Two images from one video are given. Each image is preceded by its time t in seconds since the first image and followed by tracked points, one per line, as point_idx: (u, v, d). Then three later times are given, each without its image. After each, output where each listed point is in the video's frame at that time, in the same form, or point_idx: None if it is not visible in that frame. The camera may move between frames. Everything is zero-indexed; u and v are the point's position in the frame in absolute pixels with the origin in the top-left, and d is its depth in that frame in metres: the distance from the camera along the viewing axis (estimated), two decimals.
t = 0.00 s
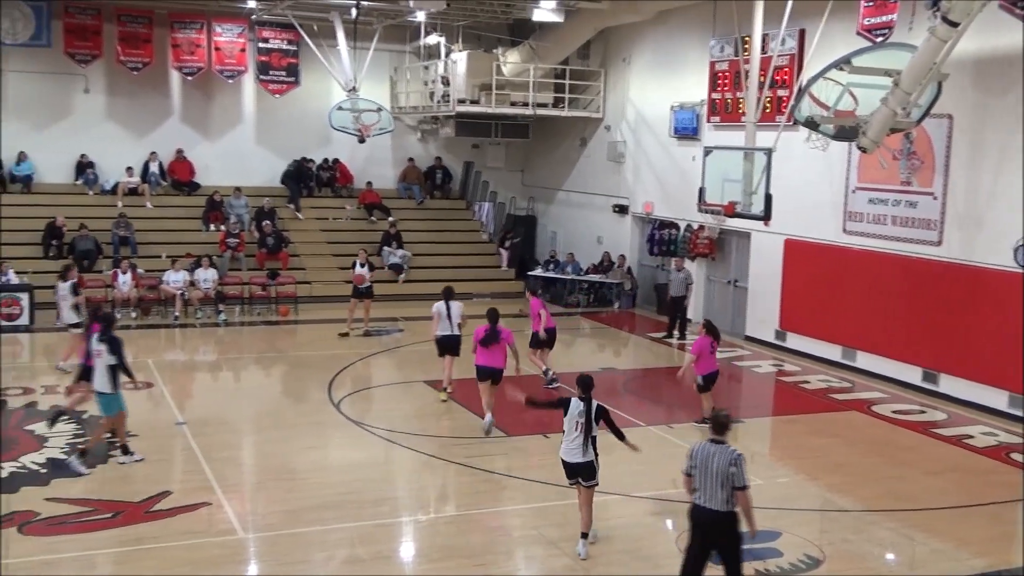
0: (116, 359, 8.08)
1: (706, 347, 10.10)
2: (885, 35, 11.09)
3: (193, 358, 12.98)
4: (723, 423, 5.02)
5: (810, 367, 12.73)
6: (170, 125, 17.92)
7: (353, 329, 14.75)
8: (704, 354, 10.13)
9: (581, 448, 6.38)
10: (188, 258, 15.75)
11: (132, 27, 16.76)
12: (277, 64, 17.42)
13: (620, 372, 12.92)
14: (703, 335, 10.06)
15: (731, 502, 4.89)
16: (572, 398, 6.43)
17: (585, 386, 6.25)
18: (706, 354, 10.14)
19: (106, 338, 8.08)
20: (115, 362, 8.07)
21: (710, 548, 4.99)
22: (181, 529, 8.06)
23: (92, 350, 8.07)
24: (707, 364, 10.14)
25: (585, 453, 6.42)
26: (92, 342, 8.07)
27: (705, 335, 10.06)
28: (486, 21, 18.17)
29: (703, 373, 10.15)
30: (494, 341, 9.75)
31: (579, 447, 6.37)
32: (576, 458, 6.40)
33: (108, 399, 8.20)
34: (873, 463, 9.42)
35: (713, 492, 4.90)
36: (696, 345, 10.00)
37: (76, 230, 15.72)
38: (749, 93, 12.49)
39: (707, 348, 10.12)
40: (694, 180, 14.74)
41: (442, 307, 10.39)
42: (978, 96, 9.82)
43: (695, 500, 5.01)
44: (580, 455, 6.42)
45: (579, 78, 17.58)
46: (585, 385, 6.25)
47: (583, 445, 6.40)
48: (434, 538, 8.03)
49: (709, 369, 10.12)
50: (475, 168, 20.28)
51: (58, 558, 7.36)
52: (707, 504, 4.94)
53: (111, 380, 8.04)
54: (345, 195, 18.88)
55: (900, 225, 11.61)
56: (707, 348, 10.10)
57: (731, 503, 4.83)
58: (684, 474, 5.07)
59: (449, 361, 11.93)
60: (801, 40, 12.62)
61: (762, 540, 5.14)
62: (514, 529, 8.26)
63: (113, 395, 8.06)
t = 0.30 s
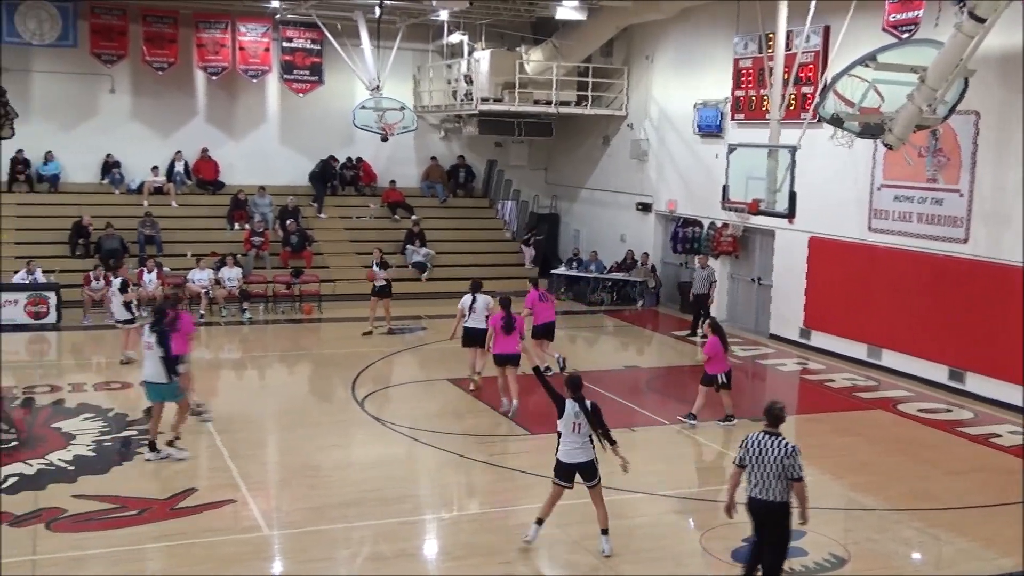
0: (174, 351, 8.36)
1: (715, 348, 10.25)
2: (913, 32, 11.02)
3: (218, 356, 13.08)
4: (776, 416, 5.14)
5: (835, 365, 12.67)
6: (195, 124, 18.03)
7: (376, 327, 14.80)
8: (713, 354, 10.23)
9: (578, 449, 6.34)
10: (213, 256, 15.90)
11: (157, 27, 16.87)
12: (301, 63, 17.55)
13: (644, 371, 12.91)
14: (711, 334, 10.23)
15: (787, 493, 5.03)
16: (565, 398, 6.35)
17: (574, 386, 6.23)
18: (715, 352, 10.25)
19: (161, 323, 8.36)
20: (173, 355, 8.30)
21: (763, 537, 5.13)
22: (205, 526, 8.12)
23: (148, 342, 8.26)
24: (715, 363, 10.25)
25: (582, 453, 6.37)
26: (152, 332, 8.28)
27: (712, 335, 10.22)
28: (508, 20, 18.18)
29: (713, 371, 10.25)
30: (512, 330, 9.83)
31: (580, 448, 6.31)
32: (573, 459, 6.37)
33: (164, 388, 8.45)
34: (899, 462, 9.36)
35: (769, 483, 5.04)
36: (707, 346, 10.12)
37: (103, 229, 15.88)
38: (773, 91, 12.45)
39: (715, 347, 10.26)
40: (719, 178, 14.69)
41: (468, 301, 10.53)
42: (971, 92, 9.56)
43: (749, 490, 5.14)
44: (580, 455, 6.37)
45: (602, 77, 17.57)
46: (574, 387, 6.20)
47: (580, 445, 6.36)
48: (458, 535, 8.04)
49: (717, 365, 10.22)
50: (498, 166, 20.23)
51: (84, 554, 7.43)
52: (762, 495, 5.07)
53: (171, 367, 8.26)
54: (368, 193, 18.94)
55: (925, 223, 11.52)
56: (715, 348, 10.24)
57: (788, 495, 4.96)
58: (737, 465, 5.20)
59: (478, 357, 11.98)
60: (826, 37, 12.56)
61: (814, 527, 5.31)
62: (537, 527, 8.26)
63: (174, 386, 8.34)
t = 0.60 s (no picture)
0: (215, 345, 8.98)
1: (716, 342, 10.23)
2: (934, 20, 10.92)
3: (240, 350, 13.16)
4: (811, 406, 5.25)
5: (856, 357, 12.61)
6: (216, 120, 18.09)
7: (396, 321, 14.84)
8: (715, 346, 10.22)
9: (555, 431, 6.32)
10: (234, 251, 15.99)
11: (177, 23, 16.93)
12: (320, 58, 17.61)
13: (664, 363, 12.91)
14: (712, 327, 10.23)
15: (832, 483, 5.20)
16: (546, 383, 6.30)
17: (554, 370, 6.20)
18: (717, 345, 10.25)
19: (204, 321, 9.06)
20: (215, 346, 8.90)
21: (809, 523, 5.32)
22: (229, 518, 8.18)
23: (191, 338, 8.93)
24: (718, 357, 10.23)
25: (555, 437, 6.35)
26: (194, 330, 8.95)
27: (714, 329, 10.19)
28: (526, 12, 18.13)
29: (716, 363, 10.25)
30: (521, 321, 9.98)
31: (558, 431, 6.27)
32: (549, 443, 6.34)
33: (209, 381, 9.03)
34: (922, 454, 9.31)
35: (815, 475, 5.19)
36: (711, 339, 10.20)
37: (125, 224, 15.99)
38: (794, 81, 12.38)
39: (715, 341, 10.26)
40: (739, 170, 14.63)
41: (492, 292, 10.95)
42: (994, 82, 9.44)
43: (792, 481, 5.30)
44: (556, 437, 6.34)
45: (621, 69, 17.51)
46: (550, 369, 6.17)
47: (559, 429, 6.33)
48: (479, 527, 8.07)
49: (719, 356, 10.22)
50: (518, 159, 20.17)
51: (109, 546, 7.50)
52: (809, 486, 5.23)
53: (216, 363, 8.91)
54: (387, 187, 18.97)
55: (948, 213, 11.43)
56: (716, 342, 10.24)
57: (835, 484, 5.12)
58: (778, 460, 5.32)
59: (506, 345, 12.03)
60: (846, 27, 12.48)
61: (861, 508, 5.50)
62: (558, 519, 8.28)
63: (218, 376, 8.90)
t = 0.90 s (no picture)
0: (236, 330, 9.15)
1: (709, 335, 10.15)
2: (946, 6, 10.83)
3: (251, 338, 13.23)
4: (833, 390, 5.51)
5: (866, 345, 12.59)
6: (225, 108, 18.12)
7: (405, 308, 14.86)
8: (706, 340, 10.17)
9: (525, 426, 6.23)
10: (244, 239, 16.03)
11: (186, 11, 16.88)
12: (329, 45, 17.48)
13: (673, 350, 12.93)
14: (708, 320, 10.12)
15: (857, 464, 5.49)
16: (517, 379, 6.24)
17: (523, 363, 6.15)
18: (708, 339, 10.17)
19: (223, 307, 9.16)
20: (237, 333, 9.09)
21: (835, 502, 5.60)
22: (239, 505, 8.22)
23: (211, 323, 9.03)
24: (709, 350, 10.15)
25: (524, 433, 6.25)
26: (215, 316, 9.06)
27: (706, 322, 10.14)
28: None
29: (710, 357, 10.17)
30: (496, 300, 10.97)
31: (531, 426, 6.24)
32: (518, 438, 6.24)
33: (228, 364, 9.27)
34: (932, 442, 9.31)
35: (841, 457, 5.46)
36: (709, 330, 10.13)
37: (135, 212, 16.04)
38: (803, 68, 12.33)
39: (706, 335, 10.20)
40: (748, 157, 14.61)
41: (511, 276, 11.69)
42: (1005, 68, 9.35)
43: (815, 462, 5.58)
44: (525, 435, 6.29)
45: (631, 56, 17.46)
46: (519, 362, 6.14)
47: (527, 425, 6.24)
48: (488, 514, 8.10)
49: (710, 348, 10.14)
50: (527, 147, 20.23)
51: (120, 532, 7.54)
52: (835, 468, 5.49)
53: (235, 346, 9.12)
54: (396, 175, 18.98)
55: (959, 200, 11.29)
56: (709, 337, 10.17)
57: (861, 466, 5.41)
58: (804, 444, 5.53)
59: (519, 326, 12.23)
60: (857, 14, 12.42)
61: (881, 487, 5.80)
62: (567, 506, 8.31)
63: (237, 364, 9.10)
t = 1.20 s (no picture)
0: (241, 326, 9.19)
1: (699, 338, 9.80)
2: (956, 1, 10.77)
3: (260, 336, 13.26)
4: (859, 388, 5.57)
5: (876, 342, 12.57)
6: (234, 105, 18.13)
7: (413, 306, 14.87)
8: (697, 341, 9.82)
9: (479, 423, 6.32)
10: (254, 237, 16.05)
11: (196, 9, 16.92)
12: (339, 43, 17.58)
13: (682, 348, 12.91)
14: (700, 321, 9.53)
15: (879, 461, 5.57)
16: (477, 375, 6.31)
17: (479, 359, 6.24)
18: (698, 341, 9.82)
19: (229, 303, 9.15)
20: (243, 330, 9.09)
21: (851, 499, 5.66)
22: (246, 502, 8.23)
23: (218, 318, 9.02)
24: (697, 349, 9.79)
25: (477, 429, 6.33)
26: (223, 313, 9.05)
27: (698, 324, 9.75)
28: None
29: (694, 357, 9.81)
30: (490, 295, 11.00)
31: (487, 419, 6.39)
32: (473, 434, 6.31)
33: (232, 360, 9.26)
34: (940, 440, 9.28)
35: (866, 454, 5.53)
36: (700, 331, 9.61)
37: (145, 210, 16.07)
38: (812, 64, 12.30)
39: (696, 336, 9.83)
40: (758, 154, 14.57)
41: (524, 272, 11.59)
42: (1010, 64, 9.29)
43: (836, 459, 5.61)
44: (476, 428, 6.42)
45: (640, 53, 17.44)
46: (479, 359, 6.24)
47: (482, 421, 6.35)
48: (496, 511, 8.10)
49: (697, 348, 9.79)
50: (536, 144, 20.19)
51: (128, 529, 7.56)
52: (858, 464, 5.55)
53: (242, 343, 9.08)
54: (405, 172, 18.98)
55: (970, 197, 11.31)
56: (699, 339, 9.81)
57: (885, 464, 5.49)
58: (828, 441, 5.55)
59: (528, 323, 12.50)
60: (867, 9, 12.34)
61: (890, 483, 5.95)
62: (574, 503, 8.30)
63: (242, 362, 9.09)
